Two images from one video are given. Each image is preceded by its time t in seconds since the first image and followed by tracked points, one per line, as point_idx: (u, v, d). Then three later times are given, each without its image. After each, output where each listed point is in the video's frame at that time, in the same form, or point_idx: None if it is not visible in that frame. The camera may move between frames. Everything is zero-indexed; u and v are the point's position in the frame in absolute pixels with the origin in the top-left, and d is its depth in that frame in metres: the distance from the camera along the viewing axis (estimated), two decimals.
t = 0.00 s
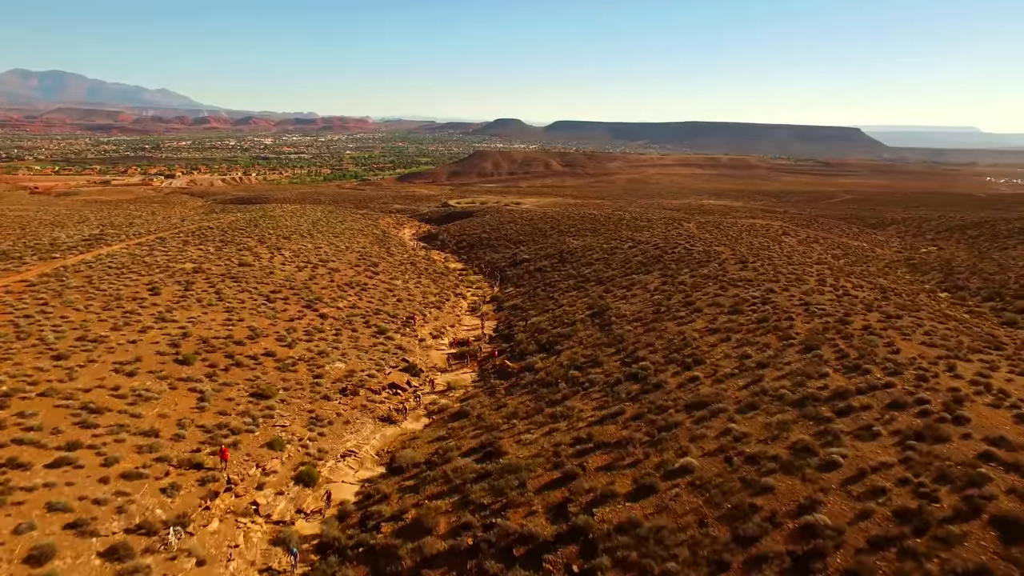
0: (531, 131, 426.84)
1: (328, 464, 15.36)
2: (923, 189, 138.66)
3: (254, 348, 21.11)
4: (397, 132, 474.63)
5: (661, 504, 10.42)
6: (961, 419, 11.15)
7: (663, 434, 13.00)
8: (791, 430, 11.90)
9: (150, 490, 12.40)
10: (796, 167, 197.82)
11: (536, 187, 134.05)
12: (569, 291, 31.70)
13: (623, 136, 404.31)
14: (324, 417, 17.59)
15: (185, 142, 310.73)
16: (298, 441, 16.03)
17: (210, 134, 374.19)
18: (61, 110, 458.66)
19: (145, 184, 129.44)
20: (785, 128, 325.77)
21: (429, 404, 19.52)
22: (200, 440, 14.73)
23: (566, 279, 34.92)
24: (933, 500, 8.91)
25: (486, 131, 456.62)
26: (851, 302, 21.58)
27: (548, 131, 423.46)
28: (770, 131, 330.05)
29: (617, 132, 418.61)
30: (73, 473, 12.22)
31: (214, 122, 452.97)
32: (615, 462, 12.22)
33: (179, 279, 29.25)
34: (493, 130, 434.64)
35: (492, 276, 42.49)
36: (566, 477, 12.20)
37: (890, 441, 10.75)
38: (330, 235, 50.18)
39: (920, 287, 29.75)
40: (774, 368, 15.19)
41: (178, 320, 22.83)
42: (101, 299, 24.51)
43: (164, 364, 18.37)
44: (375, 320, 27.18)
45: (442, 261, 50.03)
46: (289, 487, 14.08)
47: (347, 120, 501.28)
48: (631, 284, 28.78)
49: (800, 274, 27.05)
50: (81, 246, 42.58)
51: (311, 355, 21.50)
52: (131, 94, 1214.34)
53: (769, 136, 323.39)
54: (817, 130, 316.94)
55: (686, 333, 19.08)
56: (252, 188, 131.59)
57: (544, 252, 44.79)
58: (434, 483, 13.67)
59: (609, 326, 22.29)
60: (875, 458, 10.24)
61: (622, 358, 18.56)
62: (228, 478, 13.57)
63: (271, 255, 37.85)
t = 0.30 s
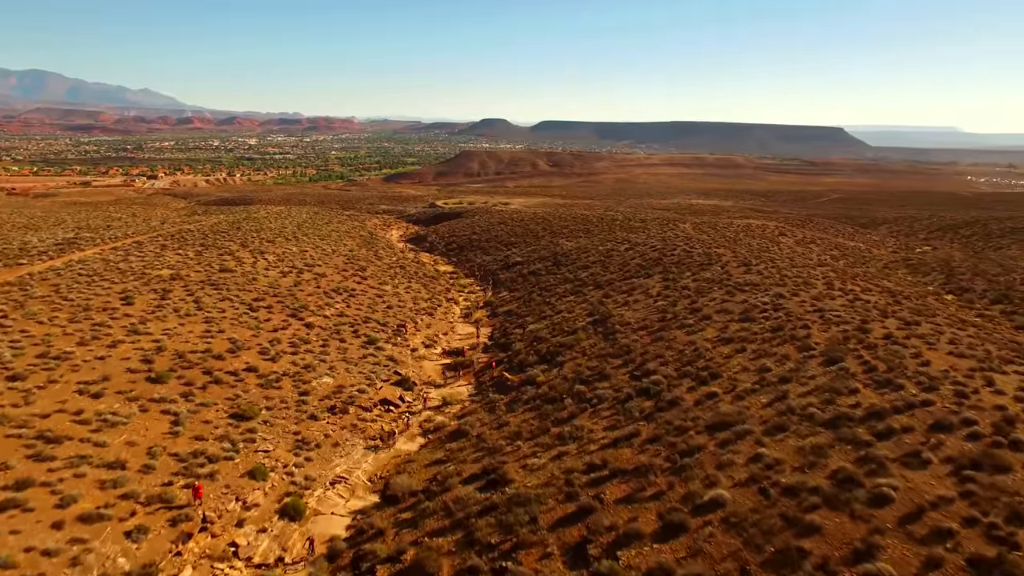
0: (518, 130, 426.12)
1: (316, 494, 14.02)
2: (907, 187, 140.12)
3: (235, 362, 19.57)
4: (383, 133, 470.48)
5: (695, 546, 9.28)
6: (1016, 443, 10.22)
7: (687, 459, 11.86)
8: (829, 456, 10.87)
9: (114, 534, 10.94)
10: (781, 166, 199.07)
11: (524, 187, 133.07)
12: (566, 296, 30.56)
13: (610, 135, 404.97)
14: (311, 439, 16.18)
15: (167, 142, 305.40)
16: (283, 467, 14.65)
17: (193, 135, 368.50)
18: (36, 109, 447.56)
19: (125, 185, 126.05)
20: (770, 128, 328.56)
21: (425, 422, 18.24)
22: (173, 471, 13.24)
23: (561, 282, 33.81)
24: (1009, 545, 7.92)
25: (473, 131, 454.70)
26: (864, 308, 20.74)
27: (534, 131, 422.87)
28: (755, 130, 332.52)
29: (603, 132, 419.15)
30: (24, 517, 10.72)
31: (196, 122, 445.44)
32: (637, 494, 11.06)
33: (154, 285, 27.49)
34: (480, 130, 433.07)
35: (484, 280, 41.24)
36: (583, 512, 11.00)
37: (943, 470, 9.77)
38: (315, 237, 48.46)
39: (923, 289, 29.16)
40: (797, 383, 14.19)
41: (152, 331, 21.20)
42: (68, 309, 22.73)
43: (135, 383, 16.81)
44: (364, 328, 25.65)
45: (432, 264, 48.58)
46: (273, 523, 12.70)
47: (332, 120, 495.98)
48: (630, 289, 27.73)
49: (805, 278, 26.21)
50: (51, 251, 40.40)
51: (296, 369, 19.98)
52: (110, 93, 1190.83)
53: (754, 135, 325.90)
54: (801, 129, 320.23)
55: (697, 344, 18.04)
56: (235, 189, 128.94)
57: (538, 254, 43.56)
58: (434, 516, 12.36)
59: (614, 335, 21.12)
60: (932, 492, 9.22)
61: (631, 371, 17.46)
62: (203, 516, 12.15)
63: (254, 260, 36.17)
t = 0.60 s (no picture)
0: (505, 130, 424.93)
1: (302, 529, 12.61)
2: (892, 186, 141.41)
3: (212, 378, 17.97)
4: (369, 133, 467.14)
5: None
6: None
7: (718, 492, 10.67)
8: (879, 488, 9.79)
9: None
10: (767, 165, 200.01)
11: (513, 187, 131.81)
12: (564, 301, 29.30)
13: (597, 135, 405.09)
14: (297, 466, 14.74)
15: (147, 142, 300.02)
16: (265, 500, 13.20)
17: (176, 136, 363.23)
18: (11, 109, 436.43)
19: (106, 187, 123.15)
20: (755, 127, 331.06)
21: (421, 442, 16.87)
22: (139, 511, 11.73)
23: (558, 286, 32.56)
24: None
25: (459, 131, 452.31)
26: (881, 315, 19.80)
27: (521, 130, 421.67)
28: (740, 130, 334.48)
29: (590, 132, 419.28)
30: None
31: (178, 122, 437.77)
32: (666, 536, 9.84)
33: (126, 292, 25.63)
34: (466, 130, 431.18)
35: (476, 284, 39.85)
36: (605, 556, 9.73)
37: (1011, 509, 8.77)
38: (300, 240, 46.69)
39: (929, 292, 28.42)
40: (828, 400, 13.14)
41: (121, 344, 19.46)
42: (28, 321, 20.86)
43: (101, 406, 15.18)
44: (352, 338, 24.13)
45: (421, 267, 47.07)
46: (253, 568, 11.27)
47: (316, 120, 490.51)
48: (632, 295, 26.54)
49: (813, 283, 25.25)
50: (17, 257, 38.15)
51: (280, 384, 18.46)
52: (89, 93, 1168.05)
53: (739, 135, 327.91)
54: (785, 129, 323.13)
55: (711, 357, 16.93)
56: (219, 190, 126.30)
57: (531, 256, 42.28)
58: (435, 558, 11.03)
59: (620, 345, 19.93)
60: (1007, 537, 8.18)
61: (642, 387, 16.28)
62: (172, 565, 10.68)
63: (235, 264, 34.38)
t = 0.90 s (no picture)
0: (493, 131, 423.58)
1: None
2: (878, 185, 142.40)
3: (187, 398, 16.39)
4: (356, 134, 462.90)
5: None
6: None
7: (759, 534, 9.43)
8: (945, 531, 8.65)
9: None
10: (754, 165, 200.85)
11: (502, 188, 130.53)
12: (563, 307, 28.02)
13: (584, 135, 405.10)
14: (280, 499, 13.25)
15: (129, 142, 294.29)
16: (243, 543, 11.69)
17: (159, 137, 356.76)
18: None
19: (87, 189, 119.97)
20: (742, 127, 333.26)
21: (417, 468, 15.43)
22: (96, 564, 10.20)
23: (555, 291, 31.29)
24: None
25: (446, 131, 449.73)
26: (902, 323, 18.88)
27: (508, 130, 420.36)
28: (727, 130, 336.42)
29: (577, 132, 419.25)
30: None
31: (160, 122, 429.98)
32: None
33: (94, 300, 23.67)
34: (454, 130, 429.03)
35: (469, 288, 38.47)
36: None
37: None
38: (285, 244, 44.81)
39: (938, 296, 27.65)
40: (866, 422, 12.05)
41: (86, 361, 17.64)
42: None
43: (58, 435, 13.49)
44: (341, 349, 22.56)
45: (411, 271, 45.49)
46: None
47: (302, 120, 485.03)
48: (635, 302, 25.38)
49: (824, 289, 24.27)
50: None
51: (262, 404, 16.96)
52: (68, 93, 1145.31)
53: (726, 135, 329.83)
54: (771, 129, 325.75)
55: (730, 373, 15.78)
56: (204, 192, 123.54)
57: (525, 259, 40.93)
58: None
59: (629, 358, 18.68)
60: None
61: (658, 407, 15.07)
62: None
63: (215, 268, 32.47)
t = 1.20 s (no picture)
0: (480, 130, 421.64)
1: None
2: (865, 185, 143.34)
3: (158, 423, 14.41)
4: (343, 134, 458.57)
5: None
6: None
7: None
8: None
9: None
10: (742, 164, 201.55)
11: (492, 188, 129.04)
12: (562, 315, 26.71)
13: (572, 134, 404.87)
14: (260, 543, 11.60)
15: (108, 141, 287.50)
16: None
17: (142, 137, 350.42)
18: None
19: (66, 190, 116.68)
20: (729, 127, 335.22)
21: (413, 499, 13.96)
22: None
23: (553, 297, 29.95)
24: None
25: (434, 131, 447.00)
26: (924, 333, 17.97)
27: (496, 130, 418.71)
28: (713, 130, 338.12)
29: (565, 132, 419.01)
30: None
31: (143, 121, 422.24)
32: None
33: (56, 307, 21.46)
34: (442, 130, 426.64)
35: (462, 293, 37.00)
36: None
37: None
38: (268, 247, 42.81)
39: (946, 300, 26.92)
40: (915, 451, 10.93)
41: (42, 379, 15.58)
42: None
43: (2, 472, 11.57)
44: (329, 361, 20.91)
45: (401, 275, 43.85)
46: None
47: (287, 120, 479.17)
48: (640, 310, 24.14)
49: (835, 296, 23.34)
50: None
51: (242, 428, 15.16)
52: (47, 92, 1122.01)
53: (712, 135, 331.49)
54: (757, 129, 328.31)
55: (754, 392, 14.60)
56: (188, 193, 120.68)
57: (519, 261, 39.56)
58: None
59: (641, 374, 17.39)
60: None
61: (677, 431, 13.82)
62: None
63: (191, 269, 30.27)
